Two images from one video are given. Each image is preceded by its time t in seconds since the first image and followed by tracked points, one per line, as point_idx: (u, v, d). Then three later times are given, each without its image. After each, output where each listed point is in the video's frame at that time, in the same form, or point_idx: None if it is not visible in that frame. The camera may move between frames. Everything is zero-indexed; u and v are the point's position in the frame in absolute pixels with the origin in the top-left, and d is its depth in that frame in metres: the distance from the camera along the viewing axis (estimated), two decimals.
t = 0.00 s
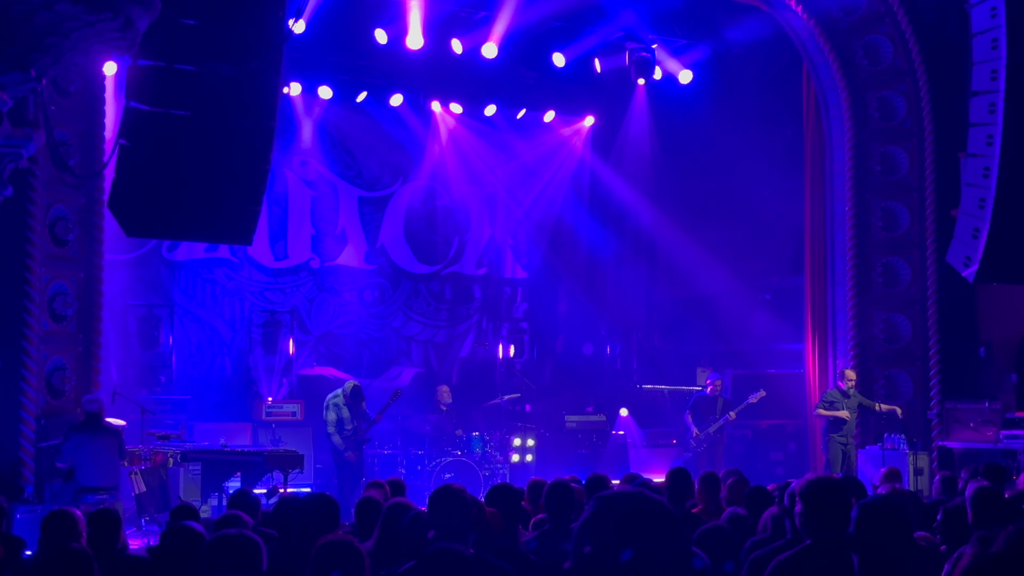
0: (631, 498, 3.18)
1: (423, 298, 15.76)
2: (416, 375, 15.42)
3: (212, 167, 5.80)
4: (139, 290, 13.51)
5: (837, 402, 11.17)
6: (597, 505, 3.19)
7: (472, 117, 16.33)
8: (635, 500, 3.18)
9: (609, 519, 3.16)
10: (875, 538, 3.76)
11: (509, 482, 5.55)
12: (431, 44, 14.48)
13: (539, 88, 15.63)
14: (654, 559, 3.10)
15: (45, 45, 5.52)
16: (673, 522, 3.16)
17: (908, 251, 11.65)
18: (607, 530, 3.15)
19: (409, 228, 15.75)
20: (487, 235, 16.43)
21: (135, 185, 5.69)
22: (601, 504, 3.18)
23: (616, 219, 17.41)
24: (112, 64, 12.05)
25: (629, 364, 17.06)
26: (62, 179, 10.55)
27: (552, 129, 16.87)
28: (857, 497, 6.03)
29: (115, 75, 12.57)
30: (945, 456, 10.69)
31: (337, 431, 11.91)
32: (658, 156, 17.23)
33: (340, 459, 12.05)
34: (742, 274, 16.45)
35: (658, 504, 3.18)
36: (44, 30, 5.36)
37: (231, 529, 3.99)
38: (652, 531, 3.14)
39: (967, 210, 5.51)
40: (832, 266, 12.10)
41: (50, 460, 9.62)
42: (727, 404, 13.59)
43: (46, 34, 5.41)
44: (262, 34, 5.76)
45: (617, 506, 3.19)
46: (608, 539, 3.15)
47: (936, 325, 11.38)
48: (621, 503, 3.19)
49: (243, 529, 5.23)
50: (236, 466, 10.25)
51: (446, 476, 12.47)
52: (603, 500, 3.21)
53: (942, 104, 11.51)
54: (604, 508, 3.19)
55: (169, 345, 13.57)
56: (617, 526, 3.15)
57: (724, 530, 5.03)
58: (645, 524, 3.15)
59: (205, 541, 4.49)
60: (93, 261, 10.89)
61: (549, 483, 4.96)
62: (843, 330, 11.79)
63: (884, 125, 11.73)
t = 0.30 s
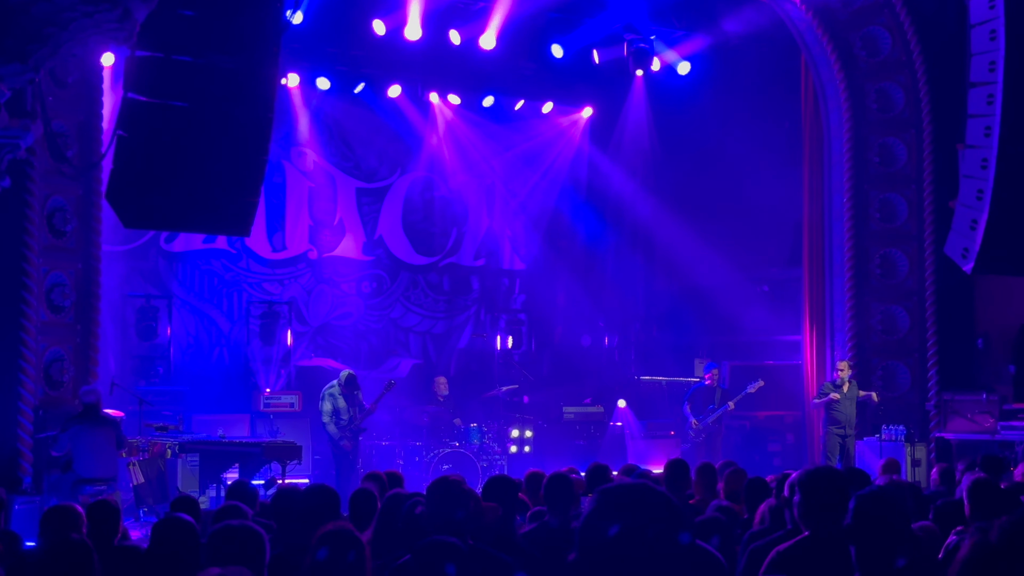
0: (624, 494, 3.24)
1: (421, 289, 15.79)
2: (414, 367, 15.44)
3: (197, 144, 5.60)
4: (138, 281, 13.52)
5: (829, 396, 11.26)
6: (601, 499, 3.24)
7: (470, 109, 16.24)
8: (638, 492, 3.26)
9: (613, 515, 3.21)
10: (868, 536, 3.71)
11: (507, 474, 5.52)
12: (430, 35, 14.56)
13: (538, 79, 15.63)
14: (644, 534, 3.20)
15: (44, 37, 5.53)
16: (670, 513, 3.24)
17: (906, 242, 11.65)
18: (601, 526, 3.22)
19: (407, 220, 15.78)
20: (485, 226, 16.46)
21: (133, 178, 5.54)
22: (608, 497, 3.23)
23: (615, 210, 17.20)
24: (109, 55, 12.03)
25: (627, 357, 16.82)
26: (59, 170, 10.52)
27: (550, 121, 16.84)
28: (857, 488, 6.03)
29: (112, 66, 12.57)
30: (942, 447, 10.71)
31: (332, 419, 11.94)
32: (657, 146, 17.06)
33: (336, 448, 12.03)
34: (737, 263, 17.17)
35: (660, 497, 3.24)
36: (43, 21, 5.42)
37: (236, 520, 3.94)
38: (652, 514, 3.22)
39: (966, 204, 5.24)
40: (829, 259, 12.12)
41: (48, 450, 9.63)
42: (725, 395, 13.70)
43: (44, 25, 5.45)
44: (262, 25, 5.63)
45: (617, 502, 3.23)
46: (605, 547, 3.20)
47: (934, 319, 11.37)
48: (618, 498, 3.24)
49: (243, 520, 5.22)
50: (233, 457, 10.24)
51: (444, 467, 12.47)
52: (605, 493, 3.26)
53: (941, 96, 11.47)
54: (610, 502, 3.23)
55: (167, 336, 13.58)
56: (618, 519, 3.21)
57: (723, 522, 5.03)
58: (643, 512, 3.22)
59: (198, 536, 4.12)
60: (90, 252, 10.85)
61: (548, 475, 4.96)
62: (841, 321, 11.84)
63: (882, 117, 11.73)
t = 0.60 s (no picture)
0: (631, 489, 2.88)
1: (418, 280, 15.80)
2: (411, 358, 15.46)
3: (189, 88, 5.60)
4: (135, 271, 13.53)
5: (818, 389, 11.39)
6: (606, 492, 2.89)
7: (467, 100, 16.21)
8: (644, 485, 2.90)
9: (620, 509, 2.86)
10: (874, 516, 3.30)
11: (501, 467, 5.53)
12: (426, 26, 14.51)
13: (536, 71, 15.61)
14: (652, 532, 2.86)
15: (39, 26, 5.51)
16: (676, 504, 2.91)
17: (902, 234, 11.65)
18: (606, 529, 2.87)
19: (403, 211, 15.76)
20: (482, 218, 16.45)
21: (130, 167, 5.59)
22: (615, 490, 2.89)
23: (613, 202, 17.22)
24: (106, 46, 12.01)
25: (624, 348, 16.93)
26: (56, 160, 10.50)
27: (547, 112, 16.81)
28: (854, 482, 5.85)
29: (109, 56, 12.55)
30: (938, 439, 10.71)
31: (324, 408, 12.00)
32: (654, 139, 17.03)
33: (329, 437, 12.07)
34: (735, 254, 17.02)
35: (664, 488, 2.89)
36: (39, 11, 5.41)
37: (235, 512, 3.92)
38: (654, 511, 2.87)
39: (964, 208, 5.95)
40: (826, 250, 12.10)
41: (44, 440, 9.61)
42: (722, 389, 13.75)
43: (40, 15, 5.45)
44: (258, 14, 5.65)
45: (623, 497, 2.88)
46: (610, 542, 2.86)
47: (931, 309, 11.38)
48: (625, 491, 2.88)
49: (240, 510, 5.26)
50: (229, 448, 10.25)
51: (441, 458, 12.46)
52: (611, 485, 2.91)
53: (938, 89, 11.52)
54: (618, 494, 2.88)
55: (163, 326, 13.60)
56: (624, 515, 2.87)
57: (720, 515, 4.97)
58: (651, 505, 2.87)
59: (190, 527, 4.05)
60: (87, 243, 10.83)
61: (545, 467, 4.87)
62: (838, 313, 11.82)
63: (880, 109, 11.70)
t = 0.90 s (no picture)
0: (623, 483, 2.71)
1: (412, 270, 15.76)
2: (404, 348, 15.47)
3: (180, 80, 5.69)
4: (127, 261, 13.44)
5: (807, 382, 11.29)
6: (599, 491, 2.71)
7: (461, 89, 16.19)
8: (639, 481, 2.71)
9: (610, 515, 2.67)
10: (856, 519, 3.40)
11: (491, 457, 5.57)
12: (419, 15, 14.41)
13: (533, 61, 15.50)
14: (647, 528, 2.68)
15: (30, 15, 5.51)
16: (672, 502, 2.71)
17: (896, 226, 11.68)
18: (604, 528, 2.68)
19: (397, 200, 15.76)
20: (477, 206, 16.47)
21: (123, 156, 5.67)
22: (608, 485, 2.71)
23: (606, 193, 17.31)
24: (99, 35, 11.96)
25: (616, 338, 17.13)
26: (48, 148, 10.45)
27: (541, 101, 16.80)
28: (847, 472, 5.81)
29: (102, 44, 12.49)
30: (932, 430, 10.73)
31: (315, 395, 12.00)
32: (649, 129, 16.96)
33: (320, 426, 12.08)
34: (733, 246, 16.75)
35: (658, 483, 2.70)
36: None
37: (220, 503, 3.90)
38: (643, 503, 2.69)
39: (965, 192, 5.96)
40: (820, 240, 12.03)
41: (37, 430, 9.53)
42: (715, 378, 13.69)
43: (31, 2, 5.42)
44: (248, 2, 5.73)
45: (618, 495, 2.70)
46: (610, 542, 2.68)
47: (924, 299, 11.45)
48: (619, 488, 2.70)
49: (232, 502, 5.22)
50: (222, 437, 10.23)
51: (434, 448, 12.44)
52: (607, 482, 2.73)
53: (933, 79, 11.59)
54: (610, 492, 2.71)
55: (155, 316, 13.53)
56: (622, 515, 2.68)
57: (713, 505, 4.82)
58: (646, 504, 2.69)
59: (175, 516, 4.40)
60: (79, 232, 10.80)
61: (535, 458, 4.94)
62: (832, 305, 11.79)
63: (874, 100, 11.70)
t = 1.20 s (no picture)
0: (620, 477, 2.62)
1: (409, 262, 15.74)
2: (400, 339, 15.48)
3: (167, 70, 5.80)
4: (123, 251, 13.43)
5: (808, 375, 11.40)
6: (594, 484, 2.63)
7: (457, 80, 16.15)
8: (634, 476, 2.62)
9: (605, 512, 2.59)
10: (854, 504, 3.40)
11: (487, 448, 5.61)
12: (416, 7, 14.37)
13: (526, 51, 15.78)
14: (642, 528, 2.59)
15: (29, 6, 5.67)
16: (669, 498, 2.61)
17: (893, 217, 11.65)
18: (598, 523, 2.61)
19: (393, 191, 15.74)
20: (474, 196, 16.40)
21: (118, 145, 5.77)
22: (604, 479, 2.63)
23: (603, 185, 17.33)
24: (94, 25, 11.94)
25: (613, 330, 17.13)
26: (43, 138, 10.41)
27: (537, 92, 16.73)
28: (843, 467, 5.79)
29: (97, 34, 12.46)
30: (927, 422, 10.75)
31: (311, 386, 12.02)
32: (646, 119, 16.92)
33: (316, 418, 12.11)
34: (731, 238, 16.85)
35: (654, 477, 2.61)
36: None
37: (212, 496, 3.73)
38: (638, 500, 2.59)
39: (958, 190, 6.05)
40: (817, 231, 12.09)
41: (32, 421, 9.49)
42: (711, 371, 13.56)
43: None
44: None
45: (613, 489, 2.61)
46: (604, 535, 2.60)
47: (919, 291, 11.36)
48: (615, 485, 2.62)
49: (228, 495, 5.19)
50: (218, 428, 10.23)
51: (429, 440, 12.40)
52: (603, 477, 2.65)
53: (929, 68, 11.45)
54: (606, 487, 2.62)
55: (151, 307, 13.51)
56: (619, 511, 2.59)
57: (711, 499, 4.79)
58: (641, 500, 2.59)
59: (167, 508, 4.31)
60: (75, 222, 10.78)
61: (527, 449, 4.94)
62: (828, 297, 11.83)
63: (870, 91, 11.67)
